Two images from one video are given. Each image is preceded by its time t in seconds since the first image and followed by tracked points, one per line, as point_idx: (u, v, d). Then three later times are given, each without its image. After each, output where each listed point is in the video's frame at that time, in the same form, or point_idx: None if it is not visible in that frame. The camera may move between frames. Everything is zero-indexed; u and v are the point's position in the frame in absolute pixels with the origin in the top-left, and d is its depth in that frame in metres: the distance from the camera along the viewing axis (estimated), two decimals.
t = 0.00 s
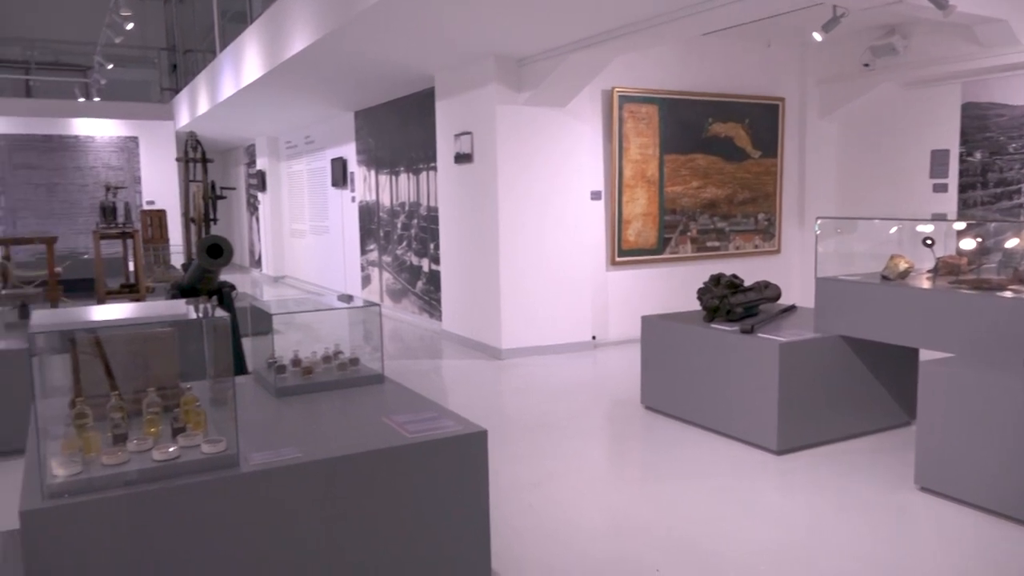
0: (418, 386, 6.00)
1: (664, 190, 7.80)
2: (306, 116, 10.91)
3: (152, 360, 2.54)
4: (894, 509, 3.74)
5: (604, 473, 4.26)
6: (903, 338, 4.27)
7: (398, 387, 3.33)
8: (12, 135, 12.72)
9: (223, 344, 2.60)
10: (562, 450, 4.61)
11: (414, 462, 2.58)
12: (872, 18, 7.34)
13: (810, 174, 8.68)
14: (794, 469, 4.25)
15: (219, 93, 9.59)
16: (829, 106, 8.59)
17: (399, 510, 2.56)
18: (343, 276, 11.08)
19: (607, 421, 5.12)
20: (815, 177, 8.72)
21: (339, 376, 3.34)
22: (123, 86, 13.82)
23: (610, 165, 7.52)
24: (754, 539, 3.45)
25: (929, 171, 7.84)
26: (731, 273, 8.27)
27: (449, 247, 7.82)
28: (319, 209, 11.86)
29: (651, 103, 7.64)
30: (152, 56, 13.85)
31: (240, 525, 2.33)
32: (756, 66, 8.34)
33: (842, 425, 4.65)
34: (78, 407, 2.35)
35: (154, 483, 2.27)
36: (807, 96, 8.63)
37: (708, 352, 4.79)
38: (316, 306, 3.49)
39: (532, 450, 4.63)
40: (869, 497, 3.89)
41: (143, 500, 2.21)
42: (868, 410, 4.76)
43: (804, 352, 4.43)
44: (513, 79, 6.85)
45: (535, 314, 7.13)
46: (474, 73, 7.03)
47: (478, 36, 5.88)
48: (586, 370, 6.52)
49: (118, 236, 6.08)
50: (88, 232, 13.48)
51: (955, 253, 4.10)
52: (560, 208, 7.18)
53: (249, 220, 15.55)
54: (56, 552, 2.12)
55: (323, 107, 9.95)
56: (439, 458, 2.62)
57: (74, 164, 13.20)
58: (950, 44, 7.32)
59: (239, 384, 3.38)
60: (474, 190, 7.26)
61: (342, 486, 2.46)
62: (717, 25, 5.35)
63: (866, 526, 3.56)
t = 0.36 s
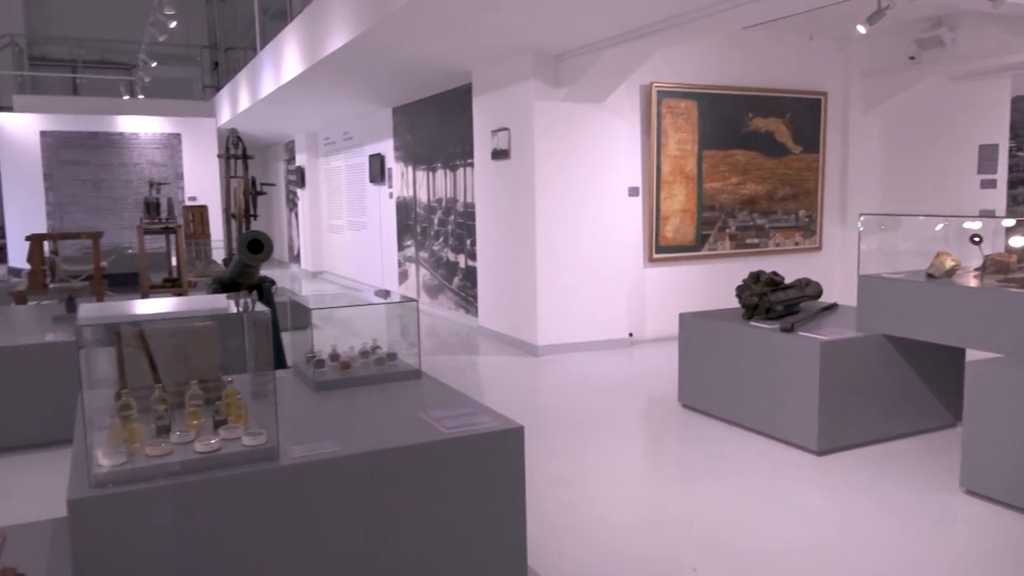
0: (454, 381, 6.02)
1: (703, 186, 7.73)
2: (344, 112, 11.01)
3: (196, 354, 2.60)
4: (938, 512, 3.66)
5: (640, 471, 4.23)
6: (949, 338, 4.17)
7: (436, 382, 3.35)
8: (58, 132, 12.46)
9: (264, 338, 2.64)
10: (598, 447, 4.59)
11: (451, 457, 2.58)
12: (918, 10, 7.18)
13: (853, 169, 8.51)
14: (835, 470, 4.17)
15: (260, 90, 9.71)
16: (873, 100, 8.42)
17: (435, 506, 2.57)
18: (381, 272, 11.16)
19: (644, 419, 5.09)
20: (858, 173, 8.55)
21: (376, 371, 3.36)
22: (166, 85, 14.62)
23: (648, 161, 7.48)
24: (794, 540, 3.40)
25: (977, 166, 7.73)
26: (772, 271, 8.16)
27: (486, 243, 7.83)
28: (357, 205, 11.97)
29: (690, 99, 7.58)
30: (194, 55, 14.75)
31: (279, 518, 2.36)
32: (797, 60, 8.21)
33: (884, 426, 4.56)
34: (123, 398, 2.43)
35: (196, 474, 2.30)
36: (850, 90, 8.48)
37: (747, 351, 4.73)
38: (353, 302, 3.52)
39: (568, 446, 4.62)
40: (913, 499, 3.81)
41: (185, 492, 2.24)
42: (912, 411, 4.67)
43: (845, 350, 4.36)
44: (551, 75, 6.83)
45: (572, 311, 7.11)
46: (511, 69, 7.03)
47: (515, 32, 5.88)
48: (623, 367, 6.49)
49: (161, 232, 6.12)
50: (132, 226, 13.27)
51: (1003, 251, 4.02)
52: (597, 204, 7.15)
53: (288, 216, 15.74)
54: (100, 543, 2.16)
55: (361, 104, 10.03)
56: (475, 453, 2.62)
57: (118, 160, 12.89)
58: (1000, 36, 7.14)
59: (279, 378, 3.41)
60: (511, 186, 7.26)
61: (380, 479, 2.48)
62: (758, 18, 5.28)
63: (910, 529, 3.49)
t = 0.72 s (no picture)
0: (491, 378, 6.05)
1: (742, 183, 7.64)
2: (383, 110, 11.09)
3: (238, 347, 2.64)
4: (984, 517, 3.58)
5: (678, 470, 4.21)
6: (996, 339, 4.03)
7: (473, 379, 3.36)
8: (105, 131, 12.73)
9: (304, 332, 2.67)
10: (635, 446, 4.57)
11: (487, 455, 2.59)
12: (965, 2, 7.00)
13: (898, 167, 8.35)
14: (877, 472, 4.10)
15: (300, 88, 9.84)
16: (919, 95, 8.23)
17: (472, 502, 2.58)
18: (419, 268, 11.23)
19: (682, 418, 5.06)
20: (903, 170, 8.37)
21: (414, 367, 3.38)
22: (211, 84, 14.81)
23: (686, 158, 7.42)
24: (833, 542, 3.35)
25: None
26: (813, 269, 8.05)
27: (523, 241, 7.83)
28: (395, 202, 12.05)
29: (730, 95, 7.49)
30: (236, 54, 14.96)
31: (318, 512, 2.39)
32: (840, 55, 8.07)
33: (928, 428, 4.47)
34: (168, 391, 2.49)
35: (238, 467, 2.34)
36: (895, 85, 8.31)
37: (788, 350, 4.67)
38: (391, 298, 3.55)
39: (605, 444, 4.61)
40: (957, 503, 3.73)
41: (227, 483, 2.28)
42: (958, 414, 4.57)
43: (888, 351, 4.28)
44: (589, 72, 6.80)
45: (609, 308, 7.10)
46: (549, 67, 7.02)
47: (552, 29, 5.87)
48: (660, 365, 6.45)
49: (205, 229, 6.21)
50: (176, 223, 13.54)
51: None
52: (634, 201, 7.11)
53: (327, 213, 15.91)
54: (144, 533, 2.21)
55: (400, 101, 10.09)
56: (513, 451, 2.62)
57: (163, 157, 13.13)
58: None
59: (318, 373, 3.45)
60: (549, 184, 7.25)
61: (416, 475, 2.49)
62: (801, 12, 5.20)
63: (954, 533, 3.41)
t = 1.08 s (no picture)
0: (531, 375, 6.06)
1: (787, 181, 7.54)
2: (425, 108, 11.16)
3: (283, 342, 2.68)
4: None
5: (719, 470, 4.17)
6: None
7: (514, 376, 3.37)
8: (154, 130, 12.99)
9: (346, 329, 2.72)
10: (676, 445, 4.54)
11: (527, 452, 2.59)
12: None
13: (948, 164, 8.16)
14: (924, 476, 4.02)
15: (343, 87, 9.95)
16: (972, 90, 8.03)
17: (512, 499, 2.59)
18: (459, 265, 11.29)
19: (724, 418, 5.01)
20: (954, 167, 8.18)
21: (455, 363, 3.41)
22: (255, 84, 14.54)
23: (729, 155, 7.34)
24: (876, 545, 3.29)
25: None
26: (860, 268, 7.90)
27: (564, 239, 7.82)
28: (437, 199, 12.12)
29: (775, 91, 7.38)
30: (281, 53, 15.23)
31: (360, 505, 2.42)
32: (889, 50, 7.91)
33: (979, 432, 4.37)
34: (215, 385, 2.53)
35: (282, 460, 2.37)
36: (946, 80, 8.11)
37: (832, 350, 4.60)
38: (432, 295, 3.58)
39: (646, 443, 4.58)
40: (1008, 508, 3.63)
41: (272, 476, 2.32)
42: (1009, 417, 4.45)
43: (937, 352, 4.19)
44: (631, 68, 6.76)
45: (650, 306, 7.07)
46: (591, 63, 7.00)
47: (594, 25, 5.85)
48: (701, 365, 6.39)
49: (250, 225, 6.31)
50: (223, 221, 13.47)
51: None
52: (675, 199, 7.06)
53: (369, 210, 16.07)
54: (192, 522, 2.26)
55: (442, 99, 10.15)
56: (553, 448, 2.63)
57: (209, 155, 13.34)
58: None
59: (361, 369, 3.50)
60: (590, 181, 7.23)
61: (456, 472, 2.51)
62: (849, 6, 5.11)
63: (1003, 538, 3.33)
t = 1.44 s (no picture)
0: (574, 373, 6.05)
1: (835, 178, 7.39)
2: (469, 105, 11.19)
3: (328, 337, 2.73)
4: None
5: (764, 471, 4.12)
6: None
7: (557, 374, 3.37)
8: (204, 128, 13.24)
9: (391, 324, 2.73)
10: (720, 445, 4.50)
11: (569, 451, 2.58)
12: None
13: (1005, 160, 7.92)
14: (977, 481, 3.91)
15: (388, 84, 10.01)
16: None
17: (553, 497, 2.59)
18: (502, 262, 11.30)
19: (770, 418, 4.94)
20: (1012, 163, 7.93)
21: (499, 360, 3.42)
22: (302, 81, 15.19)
23: (777, 152, 7.22)
24: (926, 551, 3.22)
25: None
26: (912, 267, 7.72)
27: (607, 237, 7.79)
28: (480, 196, 12.15)
29: (824, 86, 7.24)
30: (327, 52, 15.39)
31: (403, 500, 2.44)
32: (944, 43, 7.71)
33: None
34: (263, 378, 2.56)
35: (326, 454, 2.41)
36: (1004, 74, 7.87)
37: (882, 351, 4.51)
38: (475, 291, 3.59)
39: (689, 443, 4.55)
40: None
41: (318, 469, 2.35)
42: None
43: (992, 354, 4.08)
44: (677, 65, 6.71)
45: (695, 305, 7.01)
46: (636, 60, 6.95)
47: (638, 22, 5.81)
48: (746, 364, 6.31)
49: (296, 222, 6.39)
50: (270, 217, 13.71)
51: None
52: (720, 197, 6.98)
53: (413, 207, 16.18)
54: (240, 514, 2.30)
55: (486, 97, 10.17)
56: (595, 447, 2.61)
57: (258, 153, 13.59)
58: None
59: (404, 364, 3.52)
60: (634, 178, 7.18)
61: (499, 469, 2.51)
62: None
63: None
